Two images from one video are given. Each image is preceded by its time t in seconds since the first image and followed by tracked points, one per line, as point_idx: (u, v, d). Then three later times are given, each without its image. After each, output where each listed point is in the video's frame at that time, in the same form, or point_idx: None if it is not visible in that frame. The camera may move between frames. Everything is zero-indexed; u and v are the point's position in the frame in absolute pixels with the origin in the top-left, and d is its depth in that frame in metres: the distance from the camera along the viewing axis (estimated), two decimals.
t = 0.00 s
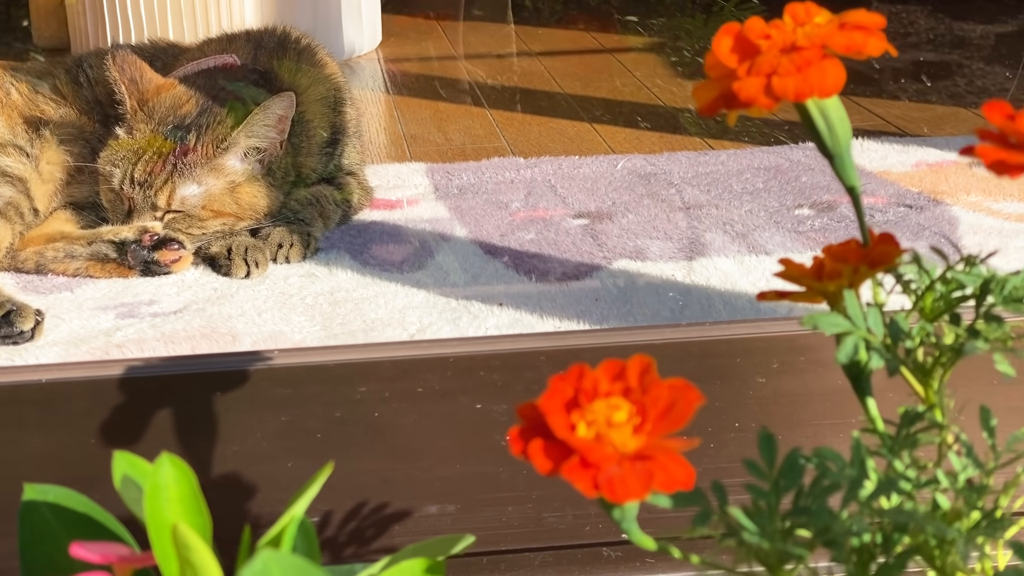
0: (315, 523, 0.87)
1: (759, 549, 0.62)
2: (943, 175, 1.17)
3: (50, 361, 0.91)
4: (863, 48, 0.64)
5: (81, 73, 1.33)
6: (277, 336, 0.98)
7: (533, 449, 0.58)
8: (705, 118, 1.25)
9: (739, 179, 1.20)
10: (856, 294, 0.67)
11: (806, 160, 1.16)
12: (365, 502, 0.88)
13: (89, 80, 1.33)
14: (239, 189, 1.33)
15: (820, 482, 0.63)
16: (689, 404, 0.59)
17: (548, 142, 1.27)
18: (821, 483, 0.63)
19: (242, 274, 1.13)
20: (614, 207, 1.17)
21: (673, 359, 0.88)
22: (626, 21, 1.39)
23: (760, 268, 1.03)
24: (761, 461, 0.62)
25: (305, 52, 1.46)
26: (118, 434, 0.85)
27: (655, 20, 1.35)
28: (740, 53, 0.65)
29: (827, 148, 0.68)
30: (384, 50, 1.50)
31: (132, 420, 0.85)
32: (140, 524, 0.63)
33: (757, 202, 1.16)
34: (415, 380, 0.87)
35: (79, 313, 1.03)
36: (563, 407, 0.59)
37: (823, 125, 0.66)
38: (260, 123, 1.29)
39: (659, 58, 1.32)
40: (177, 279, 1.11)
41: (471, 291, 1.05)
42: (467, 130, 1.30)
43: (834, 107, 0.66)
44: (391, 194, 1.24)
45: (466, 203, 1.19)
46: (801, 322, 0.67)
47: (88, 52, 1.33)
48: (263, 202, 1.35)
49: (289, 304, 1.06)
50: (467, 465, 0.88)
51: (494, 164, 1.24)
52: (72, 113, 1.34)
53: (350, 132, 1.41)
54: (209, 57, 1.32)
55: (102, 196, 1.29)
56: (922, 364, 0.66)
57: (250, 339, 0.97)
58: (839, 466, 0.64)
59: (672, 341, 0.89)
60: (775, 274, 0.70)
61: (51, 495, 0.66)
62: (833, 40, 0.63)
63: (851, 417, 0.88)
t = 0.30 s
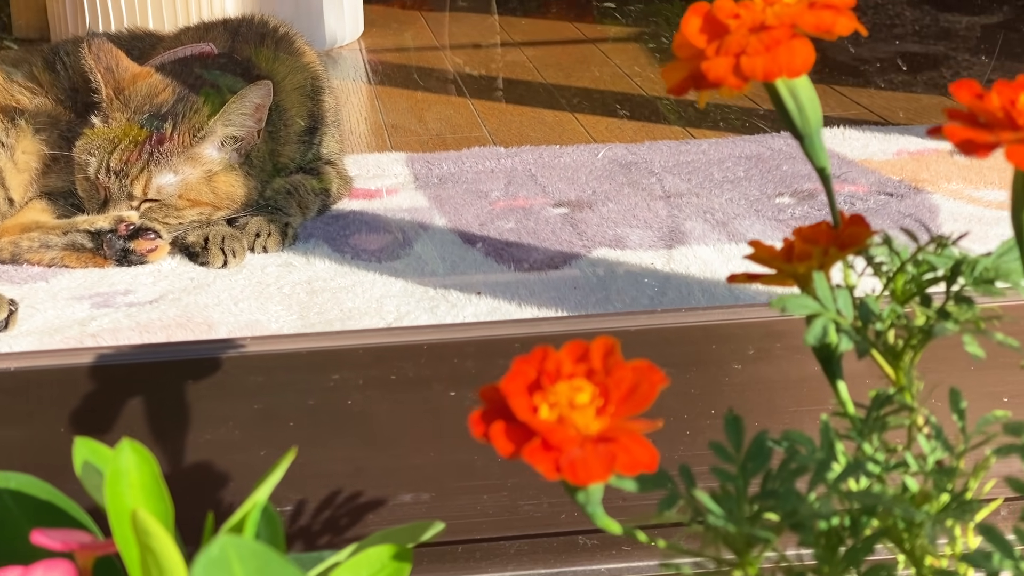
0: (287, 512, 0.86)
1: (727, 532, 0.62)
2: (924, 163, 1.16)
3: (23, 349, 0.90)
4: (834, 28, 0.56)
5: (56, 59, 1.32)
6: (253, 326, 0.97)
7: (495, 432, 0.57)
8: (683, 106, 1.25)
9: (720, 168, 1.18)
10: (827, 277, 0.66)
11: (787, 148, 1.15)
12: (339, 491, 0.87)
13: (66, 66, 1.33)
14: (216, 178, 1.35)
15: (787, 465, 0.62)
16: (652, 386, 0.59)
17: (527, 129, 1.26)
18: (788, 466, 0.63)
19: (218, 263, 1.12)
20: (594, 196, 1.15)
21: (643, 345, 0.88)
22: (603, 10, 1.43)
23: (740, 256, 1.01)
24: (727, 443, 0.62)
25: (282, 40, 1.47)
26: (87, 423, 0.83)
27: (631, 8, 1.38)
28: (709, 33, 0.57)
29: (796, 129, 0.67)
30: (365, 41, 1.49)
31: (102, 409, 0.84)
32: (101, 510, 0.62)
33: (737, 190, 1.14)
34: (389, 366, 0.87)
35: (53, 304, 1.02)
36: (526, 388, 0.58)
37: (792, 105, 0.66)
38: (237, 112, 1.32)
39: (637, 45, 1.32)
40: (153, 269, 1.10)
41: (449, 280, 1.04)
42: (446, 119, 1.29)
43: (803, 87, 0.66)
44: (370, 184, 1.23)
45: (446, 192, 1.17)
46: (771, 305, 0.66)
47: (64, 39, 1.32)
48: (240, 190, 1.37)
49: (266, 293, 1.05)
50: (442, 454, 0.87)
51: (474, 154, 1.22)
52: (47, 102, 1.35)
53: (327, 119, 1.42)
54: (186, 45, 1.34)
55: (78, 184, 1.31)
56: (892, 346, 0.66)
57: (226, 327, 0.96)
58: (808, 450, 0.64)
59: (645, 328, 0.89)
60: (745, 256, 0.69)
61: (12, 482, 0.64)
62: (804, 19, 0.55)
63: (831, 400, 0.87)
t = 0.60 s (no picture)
0: (258, 504, 0.86)
1: (686, 521, 0.61)
2: (902, 152, 1.16)
3: None
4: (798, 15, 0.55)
5: (32, 48, 1.33)
6: (227, 318, 0.96)
7: (451, 419, 0.57)
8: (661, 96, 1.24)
9: (698, 159, 1.16)
10: (789, 265, 0.66)
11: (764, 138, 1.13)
12: (310, 482, 0.87)
13: (42, 54, 1.33)
14: (190, 169, 1.38)
15: (748, 453, 0.62)
16: (610, 373, 0.59)
17: (506, 121, 1.25)
18: (750, 454, 0.63)
19: (193, 255, 1.12)
20: (572, 186, 1.13)
21: (614, 335, 0.88)
22: None
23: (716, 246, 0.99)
24: (688, 431, 0.62)
25: (259, 31, 1.49)
26: (56, 414, 0.83)
27: None
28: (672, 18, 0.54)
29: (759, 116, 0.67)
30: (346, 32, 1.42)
31: (70, 400, 0.84)
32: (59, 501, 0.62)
33: (715, 180, 1.12)
34: (359, 357, 0.85)
35: (26, 295, 1.01)
36: (482, 376, 0.58)
37: (755, 92, 0.65)
38: (211, 103, 1.34)
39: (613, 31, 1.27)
40: (128, 261, 1.10)
41: (425, 272, 1.03)
42: (423, 111, 1.27)
43: (767, 74, 0.66)
44: (347, 175, 1.22)
45: (423, 183, 1.15)
46: (733, 293, 0.66)
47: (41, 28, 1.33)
48: (215, 181, 1.40)
49: (241, 285, 1.04)
50: (414, 445, 0.86)
51: (452, 146, 1.21)
52: (21, 94, 1.37)
53: (304, 111, 1.44)
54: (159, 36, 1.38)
55: (52, 175, 1.31)
56: (856, 334, 0.66)
57: (200, 319, 0.96)
58: (771, 438, 0.64)
59: (616, 318, 0.88)
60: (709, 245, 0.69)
61: None
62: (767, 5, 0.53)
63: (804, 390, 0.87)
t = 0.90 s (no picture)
0: (232, 493, 0.85)
1: (656, 506, 0.61)
2: (882, 141, 1.14)
3: None
4: None
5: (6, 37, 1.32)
6: (203, 308, 0.96)
7: (416, 405, 0.56)
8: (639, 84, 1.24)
9: (678, 147, 1.15)
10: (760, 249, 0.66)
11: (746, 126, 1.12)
12: (284, 472, 0.86)
13: (15, 43, 1.33)
14: (166, 158, 1.39)
15: (718, 439, 0.62)
16: (576, 358, 0.58)
17: (487, 111, 1.23)
18: (719, 439, 0.62)
19: (170, 245, 1.11)
20: (551, 175, 1.12)
21: (590, 323, 0.87)
22: None
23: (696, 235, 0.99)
24: (656, 416, 0.61)
25: (235, 20, 1.53)
26: (28, 402, 0.83)
27: None
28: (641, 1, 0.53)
29: (730, 100, 0.67)
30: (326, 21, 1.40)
31: (43, 390, 0.83)
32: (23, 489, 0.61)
33: (695, 168, 1.11)
34: (333, 345, 0.85)
35: None
36: (448, 361, 0.58)
37: (726, 75, 0.65)
38: (187, 91, 1.36)
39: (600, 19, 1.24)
40: (104, 251, 1.09)
41: (403, 262, 1.02)
42: (403, 101, 1.25)
43: (738, 57, 0.65)
44: (326, 164, 1.20)
45: (402, 172, 1.13)
46: (703, 277, 0.65)
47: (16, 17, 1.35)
48: (192, 170, 1.41)
49: (218, 275, 1.03)
50: (389, 434, 0.86)
51: (432, 135, 1.19)
52: None
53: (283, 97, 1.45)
54: (136, 25, 1.40)
55: (27, 165, 1.30)
56: (827, 318, 0.65)
57: (175, 310, 0.95)
58: (742, 423, 0.64)
59: (592, 304, 0.88)
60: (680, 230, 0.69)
61: None
62: None
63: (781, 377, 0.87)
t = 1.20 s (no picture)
0: (205, 485, 0.85)
1: (624, 495, 0.61)
2: (862, 130, 1.13)
3: None
4: None
5: None
6: (178, 299, 0.95)
7: (379, 393, 0.56)
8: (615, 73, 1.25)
9: (657, 136, 1.14)
10: (729, 236, 0.65)
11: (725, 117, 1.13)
12: (256, 463, 0.86)
13: None
14: (141, 149, 1.38)
15: (686, 426, 0.62)
16: (542, 344, 0.58)
17: (466, 101, 1.21)
18: (688, 427, 0.62)
19: (145, 235, 1.10)
20: (530, 165, 1.11)
21: (564, 312, 0.87)
22: None
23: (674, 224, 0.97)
24: (623, 404, 0.61)
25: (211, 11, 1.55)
26: None
27: None
28: None
29: (700, 86, 0.66)
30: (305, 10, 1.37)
31: (11, 382, 0.83)
32: None
33: (675, 158, 1.10)
34: (305, 336, 0.84)
35: None
36: (412, 348, 0.57)
37: (695, 60, 0.65)
38: (161, 81, 1.36)
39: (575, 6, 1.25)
40: (79, 241, 1.08)
41: (380, 252, 1.01)
42: (383, 91, 1.22)
43: (706, 42, 0.65)
44: (303, 155, 1.18)
45: (380, 162, 1.12)
46: (672, 264, 0.65)
47: None
48: (167, 160, 1.41)
49: (193, 266, 1.02)
50: (362, 424, 0.85)
51: (410, 125, 1.17)
52: None
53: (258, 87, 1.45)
54: (109, 16, 1.43)
55: None
56: (796, 305, 0.65)
57: (149, 301, 0.94)
58: (711, 412, 0.63)
59: (566, 293, 0.88)
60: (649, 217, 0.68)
61: None
62: None
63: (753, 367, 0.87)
